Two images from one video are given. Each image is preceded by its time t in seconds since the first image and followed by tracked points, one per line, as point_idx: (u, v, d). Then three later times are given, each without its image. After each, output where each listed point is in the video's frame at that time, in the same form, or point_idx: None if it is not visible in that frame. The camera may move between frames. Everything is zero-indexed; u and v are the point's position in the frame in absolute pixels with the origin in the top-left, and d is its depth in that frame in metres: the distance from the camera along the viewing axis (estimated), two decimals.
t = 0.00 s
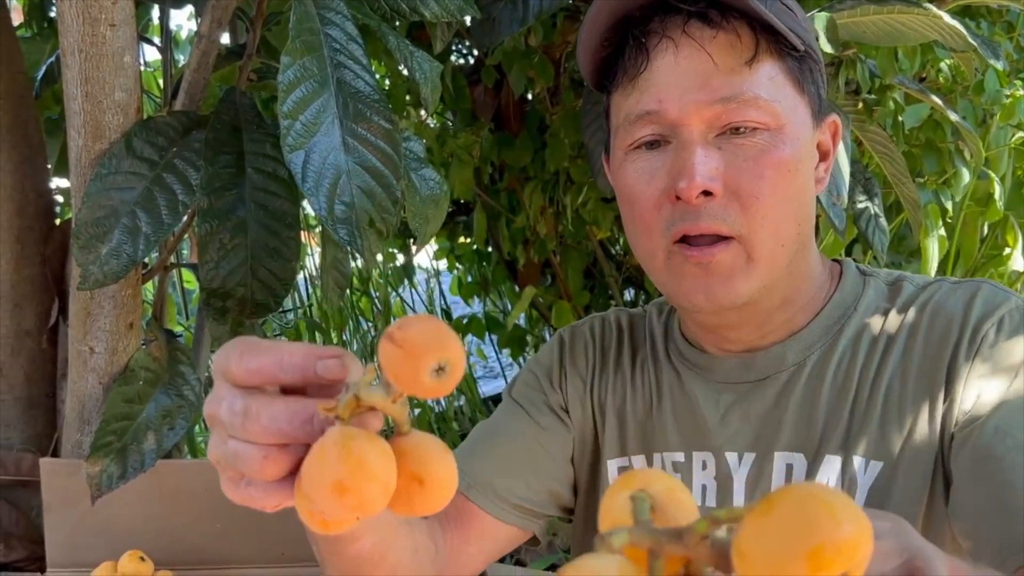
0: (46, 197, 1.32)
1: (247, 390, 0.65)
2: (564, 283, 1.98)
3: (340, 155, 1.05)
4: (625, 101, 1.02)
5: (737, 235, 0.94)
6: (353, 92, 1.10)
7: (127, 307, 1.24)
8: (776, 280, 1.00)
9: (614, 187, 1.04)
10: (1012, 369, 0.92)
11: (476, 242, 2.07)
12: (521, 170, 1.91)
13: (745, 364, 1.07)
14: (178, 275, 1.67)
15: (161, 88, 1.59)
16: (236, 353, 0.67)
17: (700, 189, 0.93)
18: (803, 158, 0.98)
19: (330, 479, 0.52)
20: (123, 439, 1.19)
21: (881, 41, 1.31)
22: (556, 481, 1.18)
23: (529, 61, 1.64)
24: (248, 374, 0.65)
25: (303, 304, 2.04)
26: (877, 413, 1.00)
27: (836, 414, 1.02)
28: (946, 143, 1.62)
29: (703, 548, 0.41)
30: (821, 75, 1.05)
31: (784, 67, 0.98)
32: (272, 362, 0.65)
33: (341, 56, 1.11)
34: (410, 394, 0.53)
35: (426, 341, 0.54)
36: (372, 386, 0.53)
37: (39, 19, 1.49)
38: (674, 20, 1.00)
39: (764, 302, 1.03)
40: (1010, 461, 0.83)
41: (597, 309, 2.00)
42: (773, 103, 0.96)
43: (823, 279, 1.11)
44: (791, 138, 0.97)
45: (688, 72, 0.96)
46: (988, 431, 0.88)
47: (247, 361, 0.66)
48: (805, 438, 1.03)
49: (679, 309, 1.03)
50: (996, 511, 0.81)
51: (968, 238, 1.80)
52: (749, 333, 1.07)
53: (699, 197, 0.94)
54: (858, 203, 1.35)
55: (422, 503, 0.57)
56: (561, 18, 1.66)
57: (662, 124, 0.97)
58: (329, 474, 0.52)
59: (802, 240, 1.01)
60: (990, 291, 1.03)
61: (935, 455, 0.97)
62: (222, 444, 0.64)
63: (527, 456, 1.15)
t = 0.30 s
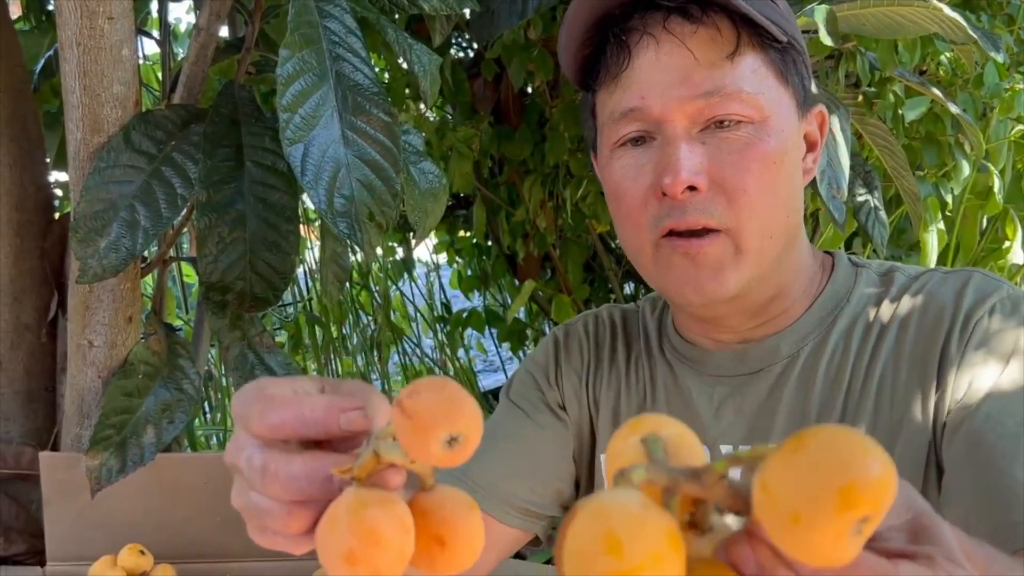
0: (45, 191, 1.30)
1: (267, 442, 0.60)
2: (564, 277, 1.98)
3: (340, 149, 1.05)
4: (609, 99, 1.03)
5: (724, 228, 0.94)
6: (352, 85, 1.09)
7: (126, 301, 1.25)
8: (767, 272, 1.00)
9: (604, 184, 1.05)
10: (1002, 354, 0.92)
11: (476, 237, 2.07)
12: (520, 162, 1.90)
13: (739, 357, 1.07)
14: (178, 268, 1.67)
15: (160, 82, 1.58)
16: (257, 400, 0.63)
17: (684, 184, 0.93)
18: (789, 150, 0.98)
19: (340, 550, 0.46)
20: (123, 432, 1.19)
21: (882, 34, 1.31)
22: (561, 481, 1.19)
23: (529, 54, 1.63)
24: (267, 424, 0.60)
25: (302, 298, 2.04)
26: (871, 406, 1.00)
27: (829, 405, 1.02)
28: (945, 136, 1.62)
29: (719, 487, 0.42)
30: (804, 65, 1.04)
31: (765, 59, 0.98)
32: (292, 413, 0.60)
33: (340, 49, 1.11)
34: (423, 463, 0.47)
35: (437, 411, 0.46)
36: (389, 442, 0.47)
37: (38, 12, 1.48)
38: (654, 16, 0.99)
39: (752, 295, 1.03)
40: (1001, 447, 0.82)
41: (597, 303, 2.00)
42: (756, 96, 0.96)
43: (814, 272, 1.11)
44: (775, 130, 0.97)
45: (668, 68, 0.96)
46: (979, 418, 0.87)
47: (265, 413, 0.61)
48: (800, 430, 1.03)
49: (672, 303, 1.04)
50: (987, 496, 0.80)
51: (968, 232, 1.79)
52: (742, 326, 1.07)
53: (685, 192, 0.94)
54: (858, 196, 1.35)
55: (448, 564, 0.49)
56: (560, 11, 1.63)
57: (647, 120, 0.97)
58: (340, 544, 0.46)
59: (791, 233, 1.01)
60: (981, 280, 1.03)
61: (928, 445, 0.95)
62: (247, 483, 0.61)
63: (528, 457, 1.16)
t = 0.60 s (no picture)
0: (94, 193, 1.50)
1: (319, 393, 0.69)
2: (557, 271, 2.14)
3: (356, 156, 1.20)
4: (587, 112, 1.16)
5: (690, 223, 1.07)
6: (367, 99, 1.24)
7: (167, 292, 1.40)
8: (730, 263, 1.14)
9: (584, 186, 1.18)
10: (937, 334, 1.04)
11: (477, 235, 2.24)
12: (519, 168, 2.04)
13: (708, 341, 1.23)
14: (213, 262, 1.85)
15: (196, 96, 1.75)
16: (306, 356, 0.72)
17: (654, 185, 1.06)
18: (746, 154, 1.11)
19: (383, 490, 0.54)
20: (165, 408, 1.34)
21: (840, 53, 1.46)
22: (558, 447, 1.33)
23: (526, 73, 1.78)
24: (319, 379, 0.69)
25: (325, 290, 2.22)
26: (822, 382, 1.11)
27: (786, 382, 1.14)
28: (897, 145, 1.82)
29: (674, 388, 0.51)
30: (760, 79, 1.18)
31: (725, 74, 1.11)
32: (343, 367, 0.69)
33: (357, 67, 1.26)
34: (459, 404, 0.54)
35: (467, 354, 0.53)
36: (433, 392, 0.56)
37: (88, 34, 1.66)
38: (624, 37, 1.12)
39: (719, 282, 1.16)
40: (933, 415, 0.94)
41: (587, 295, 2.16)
42: (717, 106, 1.09)
43: (773, 264, 1.23)
44: (734, 137, 1.10)
45: (638, 83, 1.08)
46: (914, 391, 0.98)
47: (318, 369, 0.70)
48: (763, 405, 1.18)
49: (646, 290, 1.19)
50: (922, 457, 0.92)
51: (918, 231, 1.95)
52: (711, 311, 1.21)
53: (654, 193, 1.07)
54: (818, 199, 1.52)
55: (486, 505, 0.57)
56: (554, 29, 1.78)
57: (620, 130, 1.10)
58: (383, 485, 0.54)
59: (750, 226, 1.14)
60: (919, 269, 1.15)
61: (871, 414, 1.06)
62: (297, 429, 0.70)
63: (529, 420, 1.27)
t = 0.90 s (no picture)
0: (99, 186, 1.53)
1: (335, 370, 0.71)
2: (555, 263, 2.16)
3: (357, 150, 1.22)
4: (579, 104, 1.18)
5: (680, 213, 1.10)
6: (368, 93, 1.26)
7: (171, 284, 1.42)
8: (720, 252, 1.16)
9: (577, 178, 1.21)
10: (922, 324, 1.06)
11: (476, 228, 2.26)
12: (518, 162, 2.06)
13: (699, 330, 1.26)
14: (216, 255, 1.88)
15: (200, 91, 1.78)
16: (324, 330, 0.74)
17: (644, 176, 1.09)
18: (736, 145, 1.14)
19: (392, 474, 0.57)
20: (169, 398, 1.37)
21: (833, 48, 1.49)
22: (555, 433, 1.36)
23: (524, 68, 1.80)
24: (337, 356, 0.71)
25: (326, 282, 2.25)
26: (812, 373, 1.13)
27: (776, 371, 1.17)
28: (889, 140, 1.83)
29: (669, 335, 0.55)
30: (749, 72, 1.20)
31: (714, 67, 1.13)
32: (360, 346, 0.71)
33: (357, 62, 1.28)
34: (473, 391, 0.55)
35: (484, 344, 0.54)
36: (448, 377, 0.58)
37: (92, 31, 1.68)
38: (614, 31, 1.13)
39: (710, 270, 1.18)
40: (918, 401, 0.96)
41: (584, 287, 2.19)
42: (706, 98, 1.11)
43: (762, 256, 1.26)
44: (724, 128, 1.12)
45: (628, 76, 1.10)
46: (901, 378, 1.01)
47: (334, 345, 0.72)
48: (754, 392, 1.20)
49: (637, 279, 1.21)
50: (908, 443, 0.94)
51: (909, 224, 1.97)
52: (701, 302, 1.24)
53: (645, 182, 1.10)
54: (812, 192, 1.55)
55: (494, 494, 0.60)
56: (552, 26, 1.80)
57: (611, 122, 1.12)
58: (392, 469, 0.57)
59: (740, 216, 1.16)
60: (906, 259, 1.18)
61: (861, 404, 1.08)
62: (312, 403, 0.73)
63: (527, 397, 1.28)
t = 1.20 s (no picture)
0: (96, 179, 1.52)
1: (340, 345, 0.71)
2: (554, 256, 2.16)
3: (355, 141, 1.21)
4: (583, 91, 1.17)
5: (685, 201, 1.08)
6: (365, 84, 1.25)
7: (168, 276, 1.42)
8: (723, 243, 1.14)
9: (579, 166, 1.20)
10: (919, 315, 1.05)
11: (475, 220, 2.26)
12: (516, 154, 2.05)
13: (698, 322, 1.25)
14: (214, 247, 1.87)
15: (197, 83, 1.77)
16: (331, 304, 0.73)
17: (650, 163, 1.08)
18: (740, 134, 1.13)
19: (392, 451, 0.56)
20: (167, 391, 1.36)
21: (833, 38, 1.48)
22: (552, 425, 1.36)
23: (523, 59, 1.79)
24: (342, 331, 0.71)
25: (325, 275, 2.24)
26: (809, 362, 1.13)
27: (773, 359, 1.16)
28: (889, 130, 1.84)
29: (658, 323, 0.56)
30: (753, 62, 1.20)
31: (719, 56, 1.13)
32: (366, 321, 0.70)
33: (354, 53, 1.26)
34: (475, 370, 0.55)
35: (487, 320, 0.54)
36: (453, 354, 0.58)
37: (88, 22, 1.67)
38: (621, 18, 1.12)
39: (712, 260, 1.15)
40: (914, 393, 0.96)
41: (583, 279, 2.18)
42: (711, 86, 1.10)
43: (761, 246, 1.26)
44: (728, 117, 1.12)
45: (635, 62, 1.10)
46: (896, 369, 1.00)
47: (338, 320, 0.71)
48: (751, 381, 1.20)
49: (639, 268, 1.19)
50: (902, 434, 0.94)
51: (910, 215, 1.98)
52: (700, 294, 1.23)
53: (650, 170, 1.09)
54: (811, 183, 1.54)
55: (494, 476, 0.60)
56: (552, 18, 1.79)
57: (616, 108, 1.12)
58: (392, 446, 0.56)
59: (743, 206, 1.15)
60: (905, 250, 1.17)
61: (855, 395, 1.09)
62: (313, 378, 0.72)
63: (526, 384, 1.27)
